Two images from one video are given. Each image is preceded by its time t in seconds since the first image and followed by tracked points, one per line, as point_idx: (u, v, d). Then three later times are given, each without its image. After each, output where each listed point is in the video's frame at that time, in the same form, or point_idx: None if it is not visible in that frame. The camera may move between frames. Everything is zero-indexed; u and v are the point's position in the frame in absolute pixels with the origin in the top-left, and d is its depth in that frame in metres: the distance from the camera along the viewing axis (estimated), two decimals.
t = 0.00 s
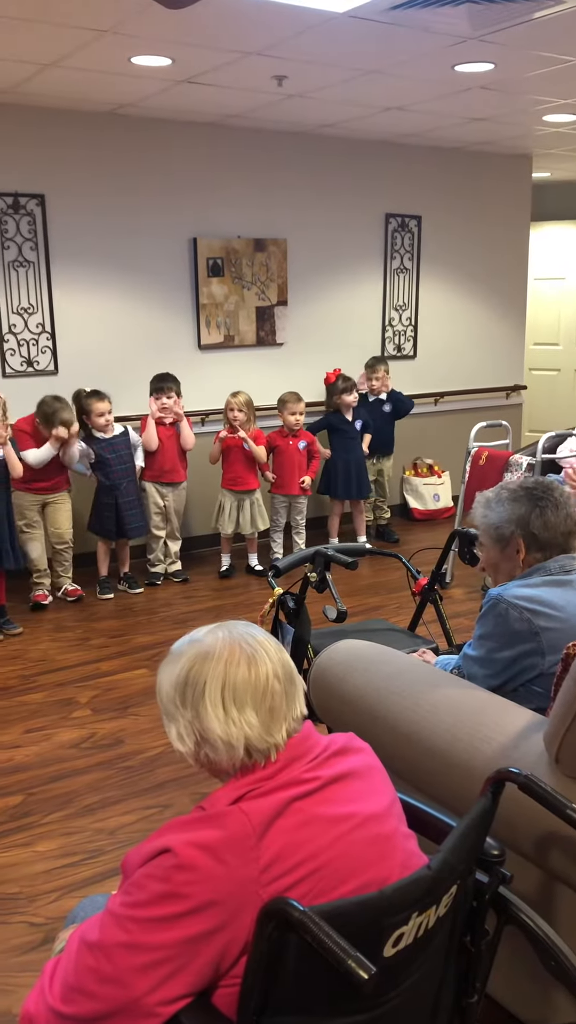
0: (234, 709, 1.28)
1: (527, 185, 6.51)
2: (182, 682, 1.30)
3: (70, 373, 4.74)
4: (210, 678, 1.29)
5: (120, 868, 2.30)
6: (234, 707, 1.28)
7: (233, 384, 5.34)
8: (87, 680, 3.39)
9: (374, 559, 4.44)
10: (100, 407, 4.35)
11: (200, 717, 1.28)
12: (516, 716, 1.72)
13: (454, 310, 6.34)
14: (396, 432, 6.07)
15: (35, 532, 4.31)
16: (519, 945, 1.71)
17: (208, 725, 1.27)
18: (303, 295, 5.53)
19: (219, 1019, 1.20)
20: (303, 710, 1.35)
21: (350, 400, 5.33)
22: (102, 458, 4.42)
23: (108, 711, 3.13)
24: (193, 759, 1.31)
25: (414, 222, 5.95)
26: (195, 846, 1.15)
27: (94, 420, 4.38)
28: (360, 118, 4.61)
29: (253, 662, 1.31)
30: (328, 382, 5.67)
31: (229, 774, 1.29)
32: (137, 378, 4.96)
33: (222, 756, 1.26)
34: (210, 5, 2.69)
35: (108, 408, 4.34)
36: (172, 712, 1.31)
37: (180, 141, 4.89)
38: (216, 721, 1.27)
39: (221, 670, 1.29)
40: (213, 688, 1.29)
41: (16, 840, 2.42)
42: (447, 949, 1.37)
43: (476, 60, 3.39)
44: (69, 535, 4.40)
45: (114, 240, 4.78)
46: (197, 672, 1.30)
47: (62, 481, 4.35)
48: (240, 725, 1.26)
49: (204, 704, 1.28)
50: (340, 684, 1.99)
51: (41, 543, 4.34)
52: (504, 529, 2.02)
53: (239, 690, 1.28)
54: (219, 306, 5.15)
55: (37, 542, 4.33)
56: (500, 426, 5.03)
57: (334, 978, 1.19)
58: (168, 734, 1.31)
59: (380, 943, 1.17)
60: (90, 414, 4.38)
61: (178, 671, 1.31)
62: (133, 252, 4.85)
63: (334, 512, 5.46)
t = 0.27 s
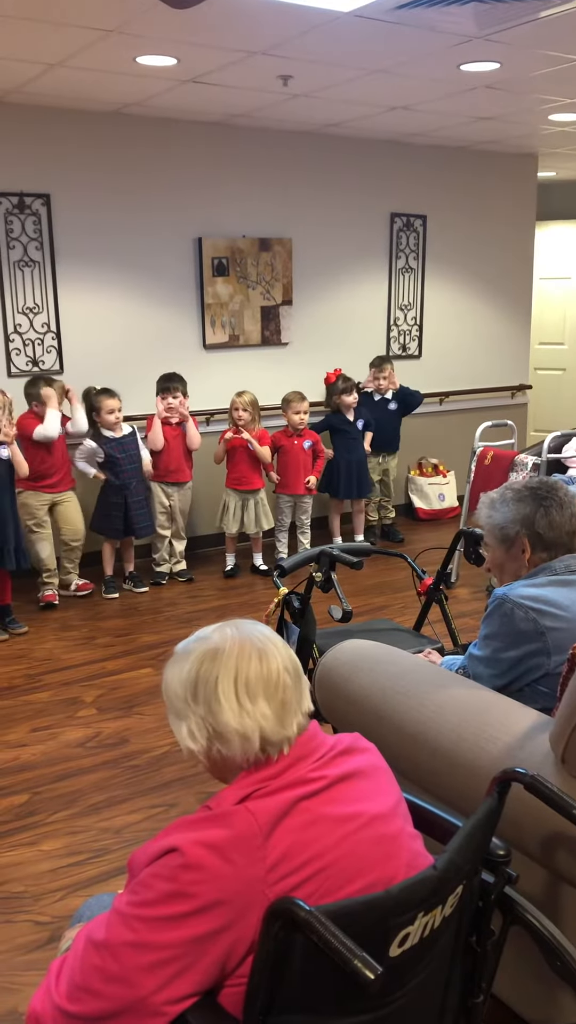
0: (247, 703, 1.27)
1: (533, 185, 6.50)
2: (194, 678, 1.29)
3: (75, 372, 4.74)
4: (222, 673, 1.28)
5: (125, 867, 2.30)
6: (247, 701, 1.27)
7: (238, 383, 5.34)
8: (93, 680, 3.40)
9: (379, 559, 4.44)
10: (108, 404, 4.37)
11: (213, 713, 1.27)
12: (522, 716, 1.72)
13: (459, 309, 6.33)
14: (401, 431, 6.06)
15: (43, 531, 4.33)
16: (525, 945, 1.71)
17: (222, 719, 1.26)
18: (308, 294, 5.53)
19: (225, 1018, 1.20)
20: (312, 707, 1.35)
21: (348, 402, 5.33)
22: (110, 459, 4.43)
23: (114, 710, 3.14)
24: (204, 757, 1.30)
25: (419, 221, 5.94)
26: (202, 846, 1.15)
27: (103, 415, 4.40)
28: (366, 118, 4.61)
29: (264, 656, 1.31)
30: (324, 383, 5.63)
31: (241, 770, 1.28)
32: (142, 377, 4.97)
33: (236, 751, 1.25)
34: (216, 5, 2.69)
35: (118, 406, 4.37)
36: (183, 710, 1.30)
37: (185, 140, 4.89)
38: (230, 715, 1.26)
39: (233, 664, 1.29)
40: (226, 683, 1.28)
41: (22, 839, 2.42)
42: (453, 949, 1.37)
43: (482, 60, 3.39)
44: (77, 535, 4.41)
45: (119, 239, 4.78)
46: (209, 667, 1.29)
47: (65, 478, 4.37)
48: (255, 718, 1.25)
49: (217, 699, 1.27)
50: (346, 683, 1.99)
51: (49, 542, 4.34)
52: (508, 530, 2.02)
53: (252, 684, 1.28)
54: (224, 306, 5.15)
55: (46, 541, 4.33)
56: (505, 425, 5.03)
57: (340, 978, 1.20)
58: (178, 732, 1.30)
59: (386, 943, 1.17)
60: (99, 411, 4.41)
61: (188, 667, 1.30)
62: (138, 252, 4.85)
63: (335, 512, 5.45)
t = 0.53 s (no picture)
0: (269, 700, 1.27)
1: (540, 184, 6.49)
2: (214, 676, 1.29)
3: (82, 373, 4.75)
4: (243, 671, 1.29)
5: (132, 868, 2.31)
6: (269, 698, 1.27)
7: (245, 383, 5.34)
8: (100, 679, 3.40)
9: (385, 559, 4.44)
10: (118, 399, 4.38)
11: (235, 711, 1.27)
12: (529, 717, 1.72)
13: (466, 309, 6.32)
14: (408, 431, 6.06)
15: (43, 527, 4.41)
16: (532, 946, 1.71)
17: (245, 717, 1.26)
18: (315, 295, 5.53)
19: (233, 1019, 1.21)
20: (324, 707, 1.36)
21: (358, 402, 5.33)
22: (121, 460, 4.40)
23: (121, 710, 3.15)
24: (224, 757, 1.29)
25: (426, 222, 5.94)
26: (210, 846, 1.15)
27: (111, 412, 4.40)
28: (373, 118, 4.61)
29: (283, 654, 1.32)
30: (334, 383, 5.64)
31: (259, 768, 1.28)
32: (149, 378, 4.97)
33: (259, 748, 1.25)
34: (223, 6, 2.69)
35: (126, 402, 4.36)
36: (202, 709, 1.29)
37: (192, 141, 4.90)
38: (253, 712, 1.26)
39: (253, 662, 1.29)
40: (247, 681, 1.28)
41: (29, 838, 2.43)
42: (460, 949, 1.37)
43: (489, 60, 3.39)
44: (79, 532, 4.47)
45: (126, 240, 4.79)
46: (229, 666, 1.29)
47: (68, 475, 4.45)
48: (278, 714, 1.26)
49: (240, 696, 1.27)
50: (353, 684, 1.99)
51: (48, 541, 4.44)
52: (517, 529, 2.01)
53: (273, 681, 1.28)
54: (231, 306, 5.16)
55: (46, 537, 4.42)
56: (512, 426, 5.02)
57: (348, 979, 1.20)
58: (197, 732, 1.29)
59: (394, 943, 1.17)
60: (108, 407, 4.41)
61: (207, 667, 1.30)
62: (145, 253, 4.86)
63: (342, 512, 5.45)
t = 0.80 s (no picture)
0: (282, 700, 1.28)
1: (549, 185, 6.48)
2: (226, 678, 1.29)
3: (92, 373, 4.76)
4: (255, 672, 1.29)
5: (140, 868, 2.31)
6: (282, 698, 1.28)
7: (253, 384, 5.35)
8: (108, 680, 3.41)
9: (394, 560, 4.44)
10: (130, 403, 4.43)
11: (249, 712, 1.27)
12: (538, 720, 1.71)
13: (475, 310, 6.31)
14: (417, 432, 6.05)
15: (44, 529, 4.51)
16: (539, 950, 1.71)
17: (259, 717, 1.26)
18: (324, 296, 5.53)
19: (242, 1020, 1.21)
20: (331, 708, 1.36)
21: (371, 400, 5.31)
22: (128, 457, 4.41)
23: (129, 710, 3.15)
24: (236, 759, 1.29)
25: (435, 223, 5.93)
26: (219, 848, 1.15)
27: (124, 415, 4.44)
28: (382, 120, 4.61)
29: (293, 654, 1.32)
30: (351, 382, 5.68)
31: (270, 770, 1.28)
32: (157, 379, 4.98)
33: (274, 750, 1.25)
34: (232, 8, 2.70)
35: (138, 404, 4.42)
36: (214, 712, 1.29)
37: (202, 142, 4.90)
38: (267, 712, 1.26)
39: (265, 663, 1.29)
40: (260, 682, 1.29)
41: (38, 838, 2.43)
42: (468, 952, 1.37)
43: (499, 61, 3.38)
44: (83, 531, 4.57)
45: (135, 241, 4.80)
46: (240, 667, 1.30)
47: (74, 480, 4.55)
48: (292, 713, 1.26)
49: (253, 697, 1.27)
50: (361, 684, 2.00)
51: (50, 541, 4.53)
52: (530, 530, 2.01)
53: (285, 681, 1.29)
54: (240, 307, 5.16)
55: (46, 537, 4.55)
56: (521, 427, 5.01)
57: (356, 981, 1.20)
58: (209, 735, 1.28)
59: (403, 946, 1.17)
60: (119, 408, 4.45)
61: (219, 668, 1.30)
62: (154, 254, 4.87)
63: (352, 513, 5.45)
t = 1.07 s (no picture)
0: (287, 697, 1.28)
1: (558, 185, 6.47)
2: (231, 679, 1.30)
3: (101, 373, 4.77)
4: (260, 671, 1.30)
5: (149, 867, 2.32)
6: (288, 695, 1.28)
7: (262, 385, 5.35)
8: (116, 679, 3.42)
9: (402, 561, 4.43)
10: (139, 400, 4.43)
11: (255, 710, 1.27)
12: (547, 720, 1.71)
13: (484, 311, 6.30)
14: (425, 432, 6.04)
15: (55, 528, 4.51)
16: (549, 950, 1.70)
17: (266, 715, 1.26)
18: (332, 296, 5.53)
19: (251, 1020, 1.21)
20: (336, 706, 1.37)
21: (383, 400, 5.32)
22: (135, 452, 4.42)
23: (137, 710, 3.16)
24: (245, 760, 1.28)
25: (444, 223, 5.92)
26: (228, 848, 1.16)
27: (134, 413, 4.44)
28: (391, 120, 4.60)
29: (296, 652, 1.33)
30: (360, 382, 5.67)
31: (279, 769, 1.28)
32: (166, 379, 4.99)
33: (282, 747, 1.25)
34: (243, 8, 2.70)
35: (148, 402, 4.42)
36: (220, 713, 1.29)
37: (211, 142, 4.91)
38: (273, 709, 1.26)
39: (269, 661, 1.30)
40: (265, 680, 1.29)
41: (47, 837, 2.44)
42: (478, 953, 1.36)
43: (509, 61, 3.38)
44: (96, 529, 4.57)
45: (145, 241, 4.81)
46: (245, 667, 1.30)
47: (86, 479, 4.56)
48: (299, 710, 1.26)
49: (259, 696, 1.28)
50: (369, 685, 2.00)
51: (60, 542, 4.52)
52: (536, 530, 2.01)
53: (290, 678, 1.30)
54: (248, 307, 5.16)
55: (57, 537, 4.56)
56: (530, 427, 5.00)
57: (365, 982, 1.20)
58: (217, 737, 1.28)
59: (412, 946, 1.17)
60: (130, 408, 4.46)
61: (223, 670, 1.31)
62: (163, 255, 4.87)
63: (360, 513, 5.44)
